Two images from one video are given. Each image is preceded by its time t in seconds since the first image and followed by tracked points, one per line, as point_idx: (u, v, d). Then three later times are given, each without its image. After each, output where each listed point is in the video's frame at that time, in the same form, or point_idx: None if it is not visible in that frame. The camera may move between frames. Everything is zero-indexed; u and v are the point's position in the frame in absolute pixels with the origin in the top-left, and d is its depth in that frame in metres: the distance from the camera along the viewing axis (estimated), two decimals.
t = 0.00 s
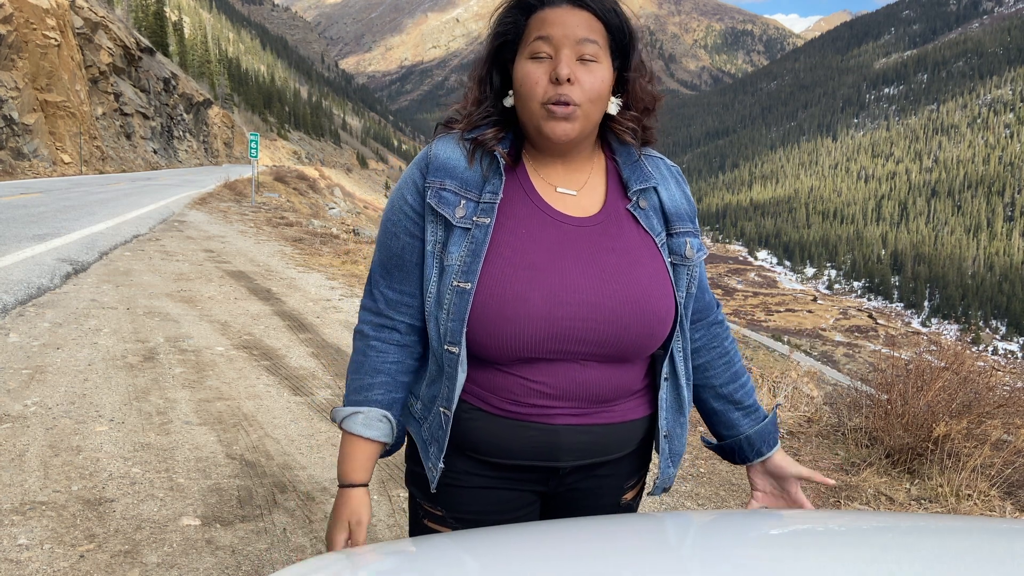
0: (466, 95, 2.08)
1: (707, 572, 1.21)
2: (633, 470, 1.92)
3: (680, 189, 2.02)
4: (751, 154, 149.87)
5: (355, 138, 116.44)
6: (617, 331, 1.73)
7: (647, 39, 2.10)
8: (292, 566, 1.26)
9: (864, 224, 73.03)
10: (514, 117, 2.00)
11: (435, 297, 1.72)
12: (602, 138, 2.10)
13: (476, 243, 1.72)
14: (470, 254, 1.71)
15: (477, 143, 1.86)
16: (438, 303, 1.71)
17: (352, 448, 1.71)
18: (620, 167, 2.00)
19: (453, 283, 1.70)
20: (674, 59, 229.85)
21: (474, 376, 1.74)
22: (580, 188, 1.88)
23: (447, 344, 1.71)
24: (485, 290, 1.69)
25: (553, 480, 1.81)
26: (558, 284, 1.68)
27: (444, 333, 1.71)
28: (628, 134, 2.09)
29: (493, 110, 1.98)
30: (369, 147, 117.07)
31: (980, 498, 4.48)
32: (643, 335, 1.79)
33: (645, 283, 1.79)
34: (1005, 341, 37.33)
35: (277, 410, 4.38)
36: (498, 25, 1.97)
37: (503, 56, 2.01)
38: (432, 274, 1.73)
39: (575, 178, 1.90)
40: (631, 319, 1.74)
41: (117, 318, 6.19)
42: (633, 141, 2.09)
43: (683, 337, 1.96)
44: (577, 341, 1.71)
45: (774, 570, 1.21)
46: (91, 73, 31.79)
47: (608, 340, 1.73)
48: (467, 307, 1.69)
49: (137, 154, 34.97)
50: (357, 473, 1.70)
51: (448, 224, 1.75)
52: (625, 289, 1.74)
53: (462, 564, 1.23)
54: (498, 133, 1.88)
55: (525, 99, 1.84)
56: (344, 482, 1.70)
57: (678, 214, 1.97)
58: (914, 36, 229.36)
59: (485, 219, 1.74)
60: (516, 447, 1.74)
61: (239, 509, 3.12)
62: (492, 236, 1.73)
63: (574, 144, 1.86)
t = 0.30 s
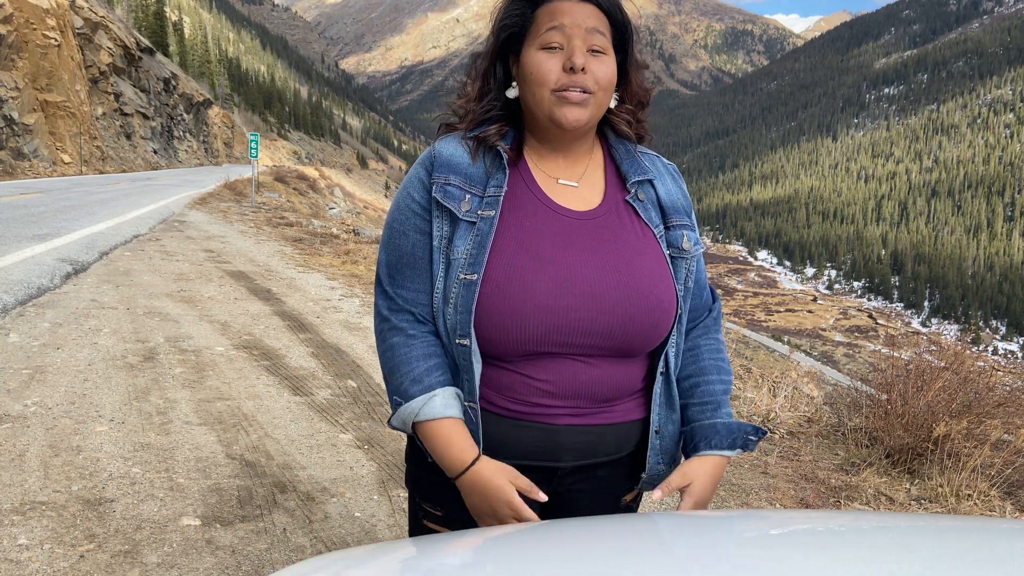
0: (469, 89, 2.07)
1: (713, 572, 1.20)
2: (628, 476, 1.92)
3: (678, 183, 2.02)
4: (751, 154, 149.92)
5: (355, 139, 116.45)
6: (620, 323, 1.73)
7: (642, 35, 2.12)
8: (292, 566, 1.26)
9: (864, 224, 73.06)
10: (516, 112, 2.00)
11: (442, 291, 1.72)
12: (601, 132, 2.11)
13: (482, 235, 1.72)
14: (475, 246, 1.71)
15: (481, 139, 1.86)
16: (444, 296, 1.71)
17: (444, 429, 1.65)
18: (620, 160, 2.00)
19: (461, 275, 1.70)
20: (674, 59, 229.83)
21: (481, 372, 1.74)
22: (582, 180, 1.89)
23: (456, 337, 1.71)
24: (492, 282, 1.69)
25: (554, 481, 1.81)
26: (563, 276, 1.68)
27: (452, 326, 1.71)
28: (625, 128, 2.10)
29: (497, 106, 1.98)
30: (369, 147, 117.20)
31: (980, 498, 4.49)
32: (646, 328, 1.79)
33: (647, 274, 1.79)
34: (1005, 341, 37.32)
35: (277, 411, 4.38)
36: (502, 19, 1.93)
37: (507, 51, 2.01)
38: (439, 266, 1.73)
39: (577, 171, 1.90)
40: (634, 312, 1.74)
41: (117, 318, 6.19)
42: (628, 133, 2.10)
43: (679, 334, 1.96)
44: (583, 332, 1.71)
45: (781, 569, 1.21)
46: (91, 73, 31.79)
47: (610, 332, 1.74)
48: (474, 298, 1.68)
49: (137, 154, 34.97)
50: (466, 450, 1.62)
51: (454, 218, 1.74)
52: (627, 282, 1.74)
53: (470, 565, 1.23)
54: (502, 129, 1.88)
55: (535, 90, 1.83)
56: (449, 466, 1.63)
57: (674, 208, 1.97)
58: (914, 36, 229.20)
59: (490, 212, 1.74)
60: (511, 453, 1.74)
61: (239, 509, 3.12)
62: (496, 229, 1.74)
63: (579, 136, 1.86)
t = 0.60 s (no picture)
0: (469, 88, 2.07)
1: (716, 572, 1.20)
2: (631, 474, 1.92)
3: (678, 180, 2.03)
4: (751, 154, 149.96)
5: (355, 139, 116.50)
6: (622, 318, 1.73)
7: (640, 30, 2.11)
8: (293, 567, 1.25)
9: (864, 224, 73.10)
10: (515, 109, 2.00)
11: (442, 287, 1.71)
12: (600, 130, 2.11)
13: (482, 232, 1.71)
14: (476, 243, 1.70)
15: (480, 137, 1.86)
16: (445, 292, 1.71)
17: (463, 389, 1.63)
18: (620, 159, 2.00)
19: (462, 272, 1.68)
20: (674, 60, 229.84)
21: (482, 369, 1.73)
22: (582, 176, 1.89)
23: (461, 334, 1.70)
24: (492, 279, 1.68)
25: (555, 480, 1.80)
26: (564, 273, 1.68)
27: (454, 324, 1.70)
28: (624, 126, 2.10)
29: (496, 103, 1.98)
30: (369, 148, 117.41)
31: (980, 498, 4.49)
32: (648, 324, 1.79)
33: (648, 270, 1.79)
34: (1005, 341, 37.35)
35: (278, 411, 4.39)
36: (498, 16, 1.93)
37: (504, 48, 2.00)
38: (438, 264, 1.72)
39: (576, 168, 1.91)
40: (637, 307, 1.74)
41: (117, 318, 6.20)
42: (629, 130, 2.11)
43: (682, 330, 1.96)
44: (585, 327, 1.71)
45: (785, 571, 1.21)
46: (91, 73, 31.81)
47: (611, 327, 1.74)
48: (475, 296, 1.67)
49: (137, 154, 35.00)
50: (487, 400, 1.62)
51: (454, 215, 1.74)
52: (628, 277, 1.74)
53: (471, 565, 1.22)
54: (500, 126, 1.88)
55: (530, 87, 1.83)
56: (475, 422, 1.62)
57: (677, 203, 1.97)
58: (914, 36, 229.31)
59: (491, 208, 1.74)
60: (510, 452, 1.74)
61: (239, 509, 3.12)
62: (497, 224, 1.73)
63: (578, 132, 1.86)
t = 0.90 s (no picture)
0: (467, 94, 2.07)
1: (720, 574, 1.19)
2: (634, 474, 1.91)
3: (679, 186, 2.01)
4: (751, 154, 149.97)
5: (354, 139, 116.53)
6: (619, 324, 1.73)
7: (641, 36, 2.10)
8: (293, 567, 1.25)
9: (864, 223, 73.09)
10: (513, 115, 2.00)
11: (439, 293, 1.71)
12: (602, 137, 2.10)
13: (480, 239, 1.71)
14: (472, 249, 1.70)
15: (477, 142, 1.86)
16: (442, 299, 1.71)
17: (437, 406, 1.63)
18: (620, 166, 1.99)
19: (457, 278, 1.69)
20: (673, 60, 229.86)
21: (480, 374, 1.73)
22: (580, 183, 1.88)
23: (457, 341, 1.70)
24: (490, 285, 1.68)
25: (554, 483, 1.80)
26: (560, 279, 1.68)
27: (450, 330, 1.71)
28: (628, 132, 2.09)
29: (494, 110, 1.98)
30: (369, 148, 117.57)
31: (980, 498, 4.49)
32: (647, 330, 1.78)
33: (647, 275, 1.78)
34: (1005, 341, 37.33)
35: (277, 411, 4.38)
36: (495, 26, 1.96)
37: (502, 56, 2.01)
38: (435, 271, 1.72)
39: (575, 175, 1.90)
40: (634, 313, 1.74)
41: (117, 318, 6.20)
42: (633, 138, 2.09)
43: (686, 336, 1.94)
44: (584, 333, 1.70)
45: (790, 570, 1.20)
46: (91, 72, 31.79)
47: (608, 333, 1.73)
48: (472, 301, 1.68)
49: (137, 154, 35.00)
50: (447, 420, 1.61)
51: (450, 221, 1.74)
52: (625, 284, 1.74)
53: (464, 567, 1.22)
54: (497, 133, 1.88)
55: (521, 96, 1.83)
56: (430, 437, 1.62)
57: (678, 209, 1.96)
58: (914, 36, 229.32)
59: (487, 214, 1.73)
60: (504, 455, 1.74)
61: (238, 509, 3.12)
62: (494, 230, 1.73)
63: (571, 140, 1.86)
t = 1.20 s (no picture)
0: (468, 94, 2.07)
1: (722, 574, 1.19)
2: (633, 475, 1.91)
3: (681, 186, 2.01)
4: (751, 154, 150.00)
5: (354, 139, 116.55)
6: (620, 325, 1.73)
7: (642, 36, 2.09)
8: (292, 567, 1.25)
9: (864, 224, 73.11)
10: (514, 114, 2.00)
11: (440, 293, 1.71)
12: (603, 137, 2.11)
13: (480, 239, 1.71)
14: (474, 249, 1.70)
15: (479, 142, 1.86)
16: (443, 300, 1.71)
17: (446, 398, 1.62)
18: (620, 167, 1.99)
19: (458, 278, 1.69)
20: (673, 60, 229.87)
21: (481, 374, 1.73)
22: (581, 183, 1.88)
23: (458, 340, 1.70)
24: (490, 284, 1.68)
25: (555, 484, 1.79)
26: (561, 277, 1.68)
27: (450, 331, 1.71)
28: (631, 133, 2.09)
29: (496, 110, 1.98)
30: (369, 147, 117.67)
31: (980, 498, 4.49)
32: (647, 330, 1.79)
33: (648, 276, 1.79)
34: (1005, 341, 37.36)
35: (277, 411, 4.38)
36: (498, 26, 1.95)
37: (503, 55, 2.01)
38: (436, 270, 1.72)
39: (575, 175, 1.90)
40: (635, 314, 1.74)
41: (117, 318, 6.19)
42: (636, 138, 2.10)
43: (687, 336, 1.95)
44: (584, 333, 1.71)
45: (790, 570, 1.20)
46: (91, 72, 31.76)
47: (610, 334, 1.73)
48: (472, 302, 1.68)
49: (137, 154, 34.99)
50: (457, 410, 1.61)
51: (451, 222, 1.74)
52: (627, 286, 1.74)
53: (465, 567, 1.21)
54: (499, 131, 1.88)
55: (520, 98, 1.83)
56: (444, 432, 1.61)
57: (680, 211, 1.97)
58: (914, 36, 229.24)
59: (488, 215, 1.74)
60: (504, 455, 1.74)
61: (238, 509, 3.12)
62: (495, 230, 1.73)
63: (571, 141, 1.86)
